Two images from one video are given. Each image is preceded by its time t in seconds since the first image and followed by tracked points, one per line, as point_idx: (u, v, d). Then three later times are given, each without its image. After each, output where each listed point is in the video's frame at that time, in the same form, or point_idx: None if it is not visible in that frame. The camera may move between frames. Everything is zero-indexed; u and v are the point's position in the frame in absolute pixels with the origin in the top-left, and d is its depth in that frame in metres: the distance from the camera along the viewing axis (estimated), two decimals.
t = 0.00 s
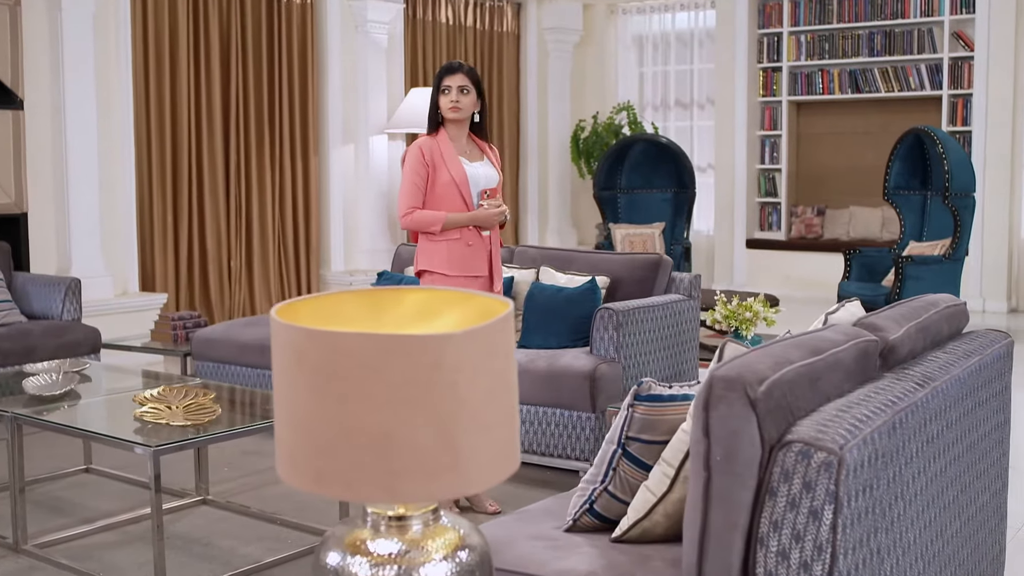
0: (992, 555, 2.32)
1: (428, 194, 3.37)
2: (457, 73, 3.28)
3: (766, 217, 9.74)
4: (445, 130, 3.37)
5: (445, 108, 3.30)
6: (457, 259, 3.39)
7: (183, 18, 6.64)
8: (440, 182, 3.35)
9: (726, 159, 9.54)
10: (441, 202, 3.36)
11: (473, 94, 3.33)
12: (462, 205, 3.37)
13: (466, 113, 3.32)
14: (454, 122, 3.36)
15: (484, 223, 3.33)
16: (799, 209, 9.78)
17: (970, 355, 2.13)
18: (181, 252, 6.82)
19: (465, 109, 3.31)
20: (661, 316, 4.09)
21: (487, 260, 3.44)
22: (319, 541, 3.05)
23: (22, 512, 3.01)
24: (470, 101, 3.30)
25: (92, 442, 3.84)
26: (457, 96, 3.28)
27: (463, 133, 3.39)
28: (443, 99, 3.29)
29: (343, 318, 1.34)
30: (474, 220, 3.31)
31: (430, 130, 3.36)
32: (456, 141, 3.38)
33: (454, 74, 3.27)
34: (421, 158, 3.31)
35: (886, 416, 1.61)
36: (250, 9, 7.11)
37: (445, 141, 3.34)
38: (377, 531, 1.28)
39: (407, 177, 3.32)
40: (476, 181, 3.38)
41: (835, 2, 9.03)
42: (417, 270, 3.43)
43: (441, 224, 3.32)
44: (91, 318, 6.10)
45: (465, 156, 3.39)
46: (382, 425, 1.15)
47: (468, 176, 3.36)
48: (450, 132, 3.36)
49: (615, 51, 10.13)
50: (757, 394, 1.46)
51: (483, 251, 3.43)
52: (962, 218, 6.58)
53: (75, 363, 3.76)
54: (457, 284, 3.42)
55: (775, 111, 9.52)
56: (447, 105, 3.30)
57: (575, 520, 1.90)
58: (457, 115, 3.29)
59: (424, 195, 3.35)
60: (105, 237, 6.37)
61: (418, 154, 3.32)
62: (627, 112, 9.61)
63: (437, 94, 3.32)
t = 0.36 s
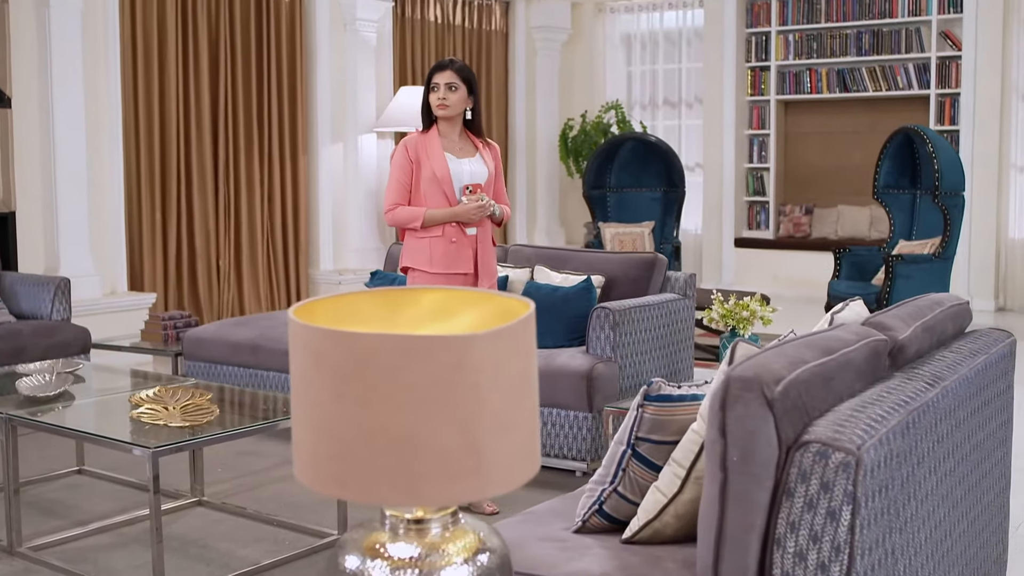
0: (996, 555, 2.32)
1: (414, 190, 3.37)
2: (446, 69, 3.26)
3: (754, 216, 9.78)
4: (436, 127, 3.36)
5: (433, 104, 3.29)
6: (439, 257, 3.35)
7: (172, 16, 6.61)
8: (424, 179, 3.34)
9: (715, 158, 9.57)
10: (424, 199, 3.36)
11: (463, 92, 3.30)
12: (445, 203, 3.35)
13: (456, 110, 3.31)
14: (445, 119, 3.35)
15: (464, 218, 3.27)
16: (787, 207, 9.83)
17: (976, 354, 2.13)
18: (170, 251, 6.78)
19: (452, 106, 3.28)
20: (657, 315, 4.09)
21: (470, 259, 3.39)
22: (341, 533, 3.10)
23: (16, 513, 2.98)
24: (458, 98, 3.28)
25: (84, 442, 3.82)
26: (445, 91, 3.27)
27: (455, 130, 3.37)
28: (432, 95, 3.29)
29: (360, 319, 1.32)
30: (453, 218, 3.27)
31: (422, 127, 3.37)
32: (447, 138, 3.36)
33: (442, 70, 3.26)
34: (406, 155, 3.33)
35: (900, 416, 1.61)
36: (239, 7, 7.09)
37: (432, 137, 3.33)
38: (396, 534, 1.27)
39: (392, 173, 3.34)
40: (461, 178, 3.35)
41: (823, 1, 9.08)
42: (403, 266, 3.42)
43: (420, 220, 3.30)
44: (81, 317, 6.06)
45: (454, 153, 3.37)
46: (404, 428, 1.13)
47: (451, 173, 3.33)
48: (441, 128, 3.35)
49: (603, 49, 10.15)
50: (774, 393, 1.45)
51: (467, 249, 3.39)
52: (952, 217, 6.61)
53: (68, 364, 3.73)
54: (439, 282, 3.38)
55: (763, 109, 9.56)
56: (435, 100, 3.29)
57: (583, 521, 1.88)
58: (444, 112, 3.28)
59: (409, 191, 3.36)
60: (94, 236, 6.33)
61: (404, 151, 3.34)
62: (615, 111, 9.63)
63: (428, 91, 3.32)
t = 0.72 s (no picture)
0: (1000, 553, 2.32)
1: (402, 188, 3.34)
2: (437, 66, 3.22)
3: (743, 214, 9.79)
4: (425, 124, 3.32)
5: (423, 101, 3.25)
6: (426, 256, 3.32)
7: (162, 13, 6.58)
8: (411, 177, 3.31)
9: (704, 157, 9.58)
10: (411, 198, 3.32)
11: (454, 88, 3.26)
12: (432, 202, 3.31)
13: (446, 107, 3.26)
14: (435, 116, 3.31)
15: (449, 219, 3.24)
16: (776, 206, 9.82)
17: (983, 352, 2.13)
18: (160, 252, 6.74)
19: (443, 103, 3.24)
20: (654, 314, 4.08)
21: (457, 258, 3.35)
22: (341, 535, 3.08)
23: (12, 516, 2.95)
24: (449, 95, 3.24)
25: (78, 443, 3.78)
26: (436, 87, 3.22)
27: (444, 127, 3.32)
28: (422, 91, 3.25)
29: (378, 319, 1.31)
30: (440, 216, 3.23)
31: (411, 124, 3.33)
32: (436, 135, 3.32)
33: (432, 67, 3.22)
34: (393, 153, 3.30)
35: (914, 415, 1.61)
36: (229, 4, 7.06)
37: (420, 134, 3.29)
38: (415, 537, 1.26)
39: (380, 171, 3.31)
40: (448, 177, 3.31)
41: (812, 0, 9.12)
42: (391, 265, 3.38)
43: (406, 219, 3.27)
44: (71, 317, 6.02)
45: (443, 151, 3.33)
46: (428, 429, 1.12)
47: (438, 172, 3.30)
48: (430, 125, 3.31)
49: (592, 48, 10.16)
50: (791, 393, 1.45)
51: (454, 249, 3.35)
52: (943, 216, 6.63)
53: (61, 364, 3.70)
54: (425, 282, 3.35)
55: (753, 108, 9.58)
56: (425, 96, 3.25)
57: (593, 522, 1.88)
58: (434, 109, 3.24)
59: (396, 189, 3.33)
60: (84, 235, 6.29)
61: (392, 148, 3.30)
62: (604, 110, 9.63)
63: (418, 87, 3.28)
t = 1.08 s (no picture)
0: (1006, 552, 2.32)
1: (394, 189, 3.32)
2: (431, 63, 3.18)
3: (735, 213, 9.81)
4: (417, 123, 3.29)
5: (417, 99, 3.22)
6: (419, 256, 3.29)
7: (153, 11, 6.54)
8: (404, 177, 3.28)
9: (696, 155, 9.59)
10: (404, 198, 3.30)
11: (449, 85, 3.24)
12: (425, 202, 3.29)
13: (442, 104, 3.24)
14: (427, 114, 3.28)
15: (443, 219, 3.22)
16: (767, 205, 9.84)
17: (991, 351, 2.12)
18: (152, 251, 6.70)
19: (442, 100, 3.21)
20: (652, 313, 4.08)
21: (451, 258, 3.33)
22: (342, 535, 3.06)
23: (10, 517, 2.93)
24: (448, 91, 3.22)
25: (74, 443, 3.76)
26: (434, 84, 3.19)
27: (436, 125, 3.30)
28: (415, 89, 3.21)
29: (397, 318, 1.30)
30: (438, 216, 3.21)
31: (401, 123, 3.29)
32: (428, 134, 3.29)
33: (426, 64, 3.18)
34: (384, 153, 3.27)
35: (930, 415, 1.60)
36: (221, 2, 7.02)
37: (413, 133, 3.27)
38: (436, 539, 1.25)
39: (371, 172, 3.29)
40: (442, 176, 3.29)
41: None
42: (384, 266, 3.36)
43: (401, 220, 3.25)
44: (64, 317, 5.98)
45: (435, 151, 3.30)
46: (453, 430, 1.11)
47: (431, 171, 3.27)
48: (421, 124, 3.28)
49: (583, 47, 10.16)
50: (810, 394, 1.44)
51: (448, 249, 3.32)
52: (937, 214, 6.64)
53: (58, 364, 3.68)
54: (420, 283, 3.32)
55: (744, 107, 9.58)
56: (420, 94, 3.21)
57: (604, 522, 1.87)
58: (435, 105, 3.21)
59: (388, 190, 3.31)
60: (76, 235, 6.25)
61: (383, 148, 3.28)
62: (596, 108, 9.62)
63: (412, 84, 3.22)
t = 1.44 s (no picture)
0: (1011, 553, 2.32)
1: (390, 191, 3.30)
2: (430, 63, 3.15)
3: (726, 213, 9.82)
4: (413, 123, 3.27)
5: (415, 99, 3.19)
6: (416, 258, 3.28)
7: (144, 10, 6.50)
8: (401, 178, 3.26)
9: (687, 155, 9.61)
10: (400, 201, 3.28)
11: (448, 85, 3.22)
12: (422, 204, 3.27)
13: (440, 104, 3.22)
14: (424, 114, 3.26)
15: (441, 222, 3.20)
16: (758, 205, 9.85)
17: (998, 351, 2.13)
18: (143, 251, 6.66)
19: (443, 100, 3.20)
20: (649, 313, 4.07)
21: (448, 259, 3.32)
22: (342, 537, 3.04)
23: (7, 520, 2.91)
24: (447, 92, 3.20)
25: (69, 445, 3.73)
26: (434, 84, 3.17)
27: (432, 125, 3.28)
28: (414, 89, 3.19)
29: (416, 319, 1.29)
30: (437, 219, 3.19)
31: (397, 123, 3.26)
32: (424, 135, 3.27)
33: (425, 64, 3.15)
34: (380, 154, 3.25)
35: (944, 414, 1.60)
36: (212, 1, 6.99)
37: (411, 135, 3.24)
38: (458, 543, 1.24)
39: (368, 173, 3.26)
40: (438, 177, 3.28)
41: None
42: (380, 267, 3.34)
43: (398, 222, 3.22)
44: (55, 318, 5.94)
45: (430, 151, 3.28)
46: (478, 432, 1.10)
47: (428, 173, 3.26)
48: (417, 124, 3.26)
49: (574, 47, 10.15)
50: (828, 394, 1.44)
51: (445, 250, 3.31)
52: (929, 214, 6.66)
53: (53, 365, 3.65)
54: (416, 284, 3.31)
55: (735, 107, 9.60)
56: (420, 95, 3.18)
57: (615, 524, 1.87)
58: (435, 106, 3.18)
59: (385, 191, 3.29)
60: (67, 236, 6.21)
61: (378, 149, 3.25)
62: (587, 108, 9.61)
63: (411, 85, 3.18)
